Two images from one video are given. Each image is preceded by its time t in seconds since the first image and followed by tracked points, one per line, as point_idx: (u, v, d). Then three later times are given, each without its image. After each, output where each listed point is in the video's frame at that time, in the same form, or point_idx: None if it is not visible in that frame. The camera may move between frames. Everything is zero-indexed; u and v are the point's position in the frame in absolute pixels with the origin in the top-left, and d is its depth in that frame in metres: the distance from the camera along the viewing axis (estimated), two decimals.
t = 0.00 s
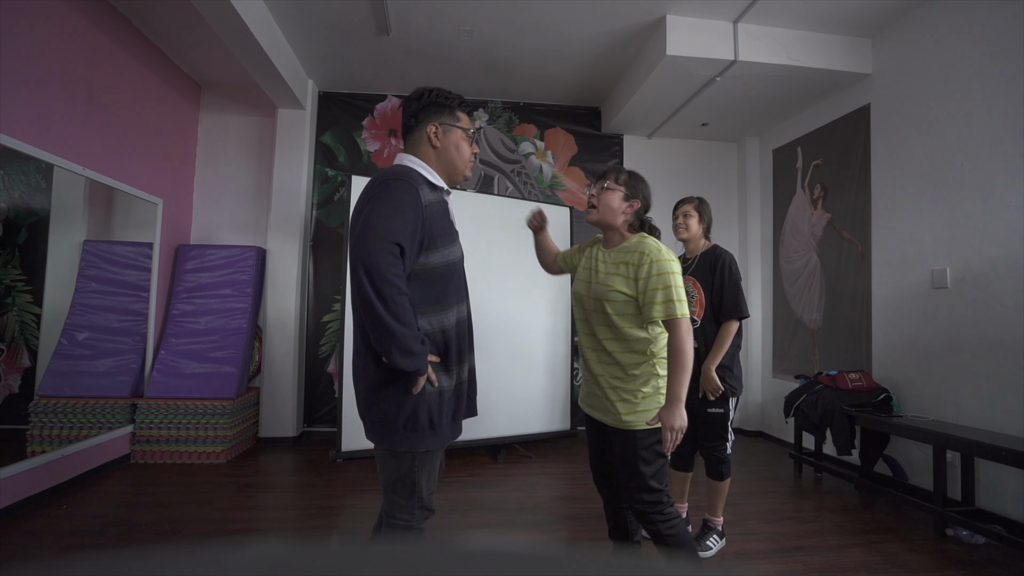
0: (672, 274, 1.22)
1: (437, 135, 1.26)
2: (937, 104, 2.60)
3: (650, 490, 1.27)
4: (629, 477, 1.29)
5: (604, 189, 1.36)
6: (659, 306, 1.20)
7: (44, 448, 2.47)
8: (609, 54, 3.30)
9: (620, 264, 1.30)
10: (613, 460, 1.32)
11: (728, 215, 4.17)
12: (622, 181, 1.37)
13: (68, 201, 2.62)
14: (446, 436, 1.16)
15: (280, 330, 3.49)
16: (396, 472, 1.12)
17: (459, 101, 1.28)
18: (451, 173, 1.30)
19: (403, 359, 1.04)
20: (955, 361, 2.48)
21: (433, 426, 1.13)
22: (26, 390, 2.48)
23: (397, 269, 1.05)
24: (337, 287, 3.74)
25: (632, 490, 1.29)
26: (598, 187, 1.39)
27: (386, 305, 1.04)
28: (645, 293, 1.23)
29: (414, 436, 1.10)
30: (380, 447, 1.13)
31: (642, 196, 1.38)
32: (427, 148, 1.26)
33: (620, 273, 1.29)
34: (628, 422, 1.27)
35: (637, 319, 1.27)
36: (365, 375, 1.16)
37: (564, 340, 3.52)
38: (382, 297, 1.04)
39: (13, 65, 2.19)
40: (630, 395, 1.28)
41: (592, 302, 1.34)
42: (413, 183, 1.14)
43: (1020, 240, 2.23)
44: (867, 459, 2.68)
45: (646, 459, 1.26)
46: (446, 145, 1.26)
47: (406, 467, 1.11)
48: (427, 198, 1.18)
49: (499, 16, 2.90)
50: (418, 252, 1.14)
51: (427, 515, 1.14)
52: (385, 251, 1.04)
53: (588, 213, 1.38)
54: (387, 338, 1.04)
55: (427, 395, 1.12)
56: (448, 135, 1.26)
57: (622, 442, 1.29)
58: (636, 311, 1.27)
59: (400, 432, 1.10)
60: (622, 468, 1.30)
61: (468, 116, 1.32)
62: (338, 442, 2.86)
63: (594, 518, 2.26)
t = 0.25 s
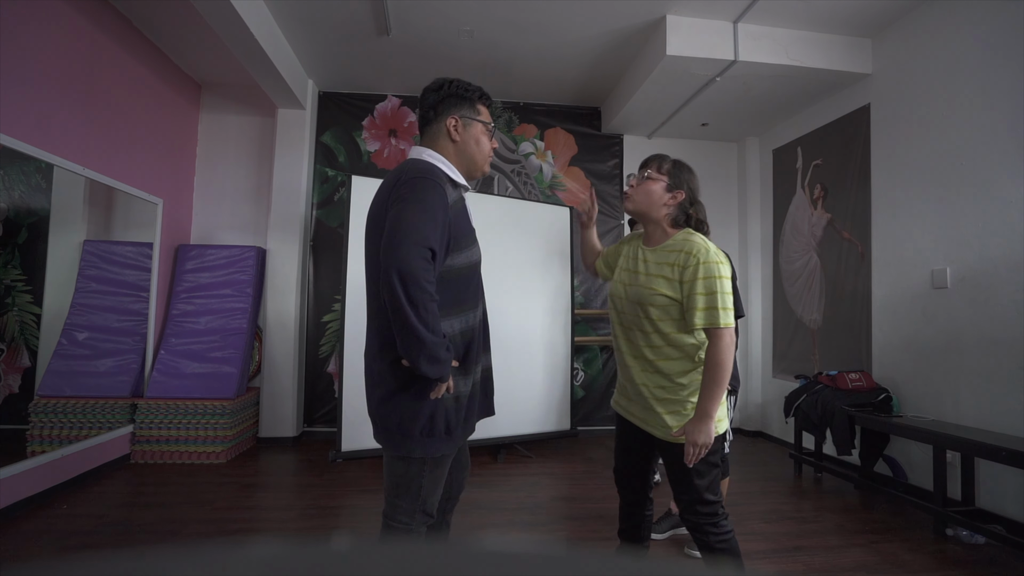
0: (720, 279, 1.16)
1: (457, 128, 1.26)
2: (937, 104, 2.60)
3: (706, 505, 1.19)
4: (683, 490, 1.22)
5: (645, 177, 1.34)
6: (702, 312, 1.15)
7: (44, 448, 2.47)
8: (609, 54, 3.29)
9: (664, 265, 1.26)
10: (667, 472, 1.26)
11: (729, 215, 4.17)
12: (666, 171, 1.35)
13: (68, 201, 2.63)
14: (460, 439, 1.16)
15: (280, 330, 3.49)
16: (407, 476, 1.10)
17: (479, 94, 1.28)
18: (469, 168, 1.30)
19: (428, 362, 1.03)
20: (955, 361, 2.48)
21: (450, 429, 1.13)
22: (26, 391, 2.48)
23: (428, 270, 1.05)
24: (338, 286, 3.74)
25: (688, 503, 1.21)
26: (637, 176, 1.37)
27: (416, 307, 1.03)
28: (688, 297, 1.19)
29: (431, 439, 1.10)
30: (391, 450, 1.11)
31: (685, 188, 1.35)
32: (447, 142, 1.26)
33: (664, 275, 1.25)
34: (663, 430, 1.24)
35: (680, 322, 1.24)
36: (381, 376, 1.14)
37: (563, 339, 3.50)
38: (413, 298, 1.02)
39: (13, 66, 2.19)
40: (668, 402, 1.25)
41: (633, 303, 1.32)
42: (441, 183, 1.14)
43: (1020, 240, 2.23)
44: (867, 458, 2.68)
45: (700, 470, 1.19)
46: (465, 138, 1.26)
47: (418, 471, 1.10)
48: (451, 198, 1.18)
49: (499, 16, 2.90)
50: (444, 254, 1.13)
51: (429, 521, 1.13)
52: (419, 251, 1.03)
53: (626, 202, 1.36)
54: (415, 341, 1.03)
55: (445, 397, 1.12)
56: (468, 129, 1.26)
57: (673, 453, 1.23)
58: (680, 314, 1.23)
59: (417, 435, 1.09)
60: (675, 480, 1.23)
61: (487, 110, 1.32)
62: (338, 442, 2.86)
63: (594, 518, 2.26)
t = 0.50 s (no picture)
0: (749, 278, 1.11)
1: (484, 134, 1.26)
2: (937, 104, 2.61)
3: (733, 515, 1.17)
4: (709, 497, 1.21)
5: (676, 167, 1.34)
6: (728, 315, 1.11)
7: (44, 449, 2.47)
8: (609, 54, 3.29)
9: (693, 263, 1.23)
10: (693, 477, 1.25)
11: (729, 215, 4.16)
12: (698, 159, 1.34)
13: (68, 201, 2.63)
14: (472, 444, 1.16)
15: (280, 330, 3.49)
16: (416, 477, 1.10)
17: (508, 99, 1.28)
18: (496, 172, 1.30)
19: (441, 366, 1.03)
20: (955, 360, 2.48)
21: (462, 433, 1.13)
22: (26, 391, 2.48)
23: (447, 272, 1.04)
24: (338, 286, 3.74)
25: (713, 510, 1.20)
26: (668, 169, 1.37)
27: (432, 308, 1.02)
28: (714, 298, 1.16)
29: (442, 442, 1.10)
30: (402, 449, 1.12)
31: (721, 173, 1.33)
32: (474, 147, 1.26)
33: (694, 274, 1.22)
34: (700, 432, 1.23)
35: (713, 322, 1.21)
36: (397, 376, 1.14)
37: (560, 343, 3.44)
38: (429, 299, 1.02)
39: (13, 66, 2.19)
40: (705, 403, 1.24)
41: (663, 303, 1.30)
42: (463, 185, 1.13)
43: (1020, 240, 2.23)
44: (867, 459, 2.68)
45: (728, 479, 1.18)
46: (492, 143, 1.26)
47: (427, 472, 1.10)
48: (474, 201, 1.17)
49: (499, 16, 2.90)
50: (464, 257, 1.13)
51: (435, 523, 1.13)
52: (438, 252, 1.02)
53: (658, 195, 1.36)
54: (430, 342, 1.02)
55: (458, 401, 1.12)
56: (495, 134, 1.26)
57: (702, 457, 1.22)
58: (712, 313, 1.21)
59: (428, 437, 1.09)
60: (702, 486, 1.22)
61: (515, 116, 1.32)
62: (338, 442, 2.86)
63: (594, 518, 2.26)
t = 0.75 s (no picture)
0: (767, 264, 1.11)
1: (521, 142, 1.27)
2: (937, 104, 2.61)
3: (740, 509, 1.19)
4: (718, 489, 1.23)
5: (696, 160, 1.36)
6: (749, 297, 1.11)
7: (44, 448, 2.47)
8: (609, 54, 3.29)
9: (712, 250, 1.24)
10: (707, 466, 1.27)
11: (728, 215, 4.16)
12: (719, 150, 1.35)
13: (68, 201, 2.63)
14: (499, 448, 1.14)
15: (280, 331, 3.49)
16: (440, 477, 1.11)
17: (543, 111, 1.30)
18: (533, 181, 1.30)
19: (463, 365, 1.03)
20: (955, 360, 2.48)
21: (489, 437, 1.12)
22: (26, 391, 2.48)
23: (473, 272, 1.05)
24: (338, 286, 3.73)
25: (721, 502, 1.22)
26: (688, 161, 1.39)
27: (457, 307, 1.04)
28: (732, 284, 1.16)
29: (468, 443, 1.09)
30: (429, 449, 1.13)
31: (742, 165, 1.35)
32: (511, 155, 1.27)
33: (711, 260, 1.23)
34: (719, 421, 1.22)
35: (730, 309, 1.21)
36: (426, 377, 1.15)
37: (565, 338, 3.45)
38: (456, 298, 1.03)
39: (13, 66, 2.19)
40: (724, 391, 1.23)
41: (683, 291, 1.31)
42: (496, 188, 1.14)
43: (1019, 239, 2.23)
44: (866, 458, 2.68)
45: (738, 471, 1.19)
46: (529, 152, 1.27)
47: (452, 473, 1.10)
48: (508, 205, 1.18)
49: (499, 16, 2.90)
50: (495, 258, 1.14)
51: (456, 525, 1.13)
52: (466, 251, 1.04)
53: (680, 187, 1.38)
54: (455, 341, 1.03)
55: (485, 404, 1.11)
56: (531, 142, 1.27)
57: (714, 447, 1.24)
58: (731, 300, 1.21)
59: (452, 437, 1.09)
60: (713, 476, 1.24)
61: (550, 125, 1.33)
62: (338, 442, 2.86)
63: (594, 518, 2.25)
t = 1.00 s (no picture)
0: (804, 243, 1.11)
1: (569, 150, 1.27)
2: (937, 104, 2.61)
3: (761, 496, 1.20)
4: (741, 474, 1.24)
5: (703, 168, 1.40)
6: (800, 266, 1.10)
7: (44, 448, 2.47)
8: (609, 54, 3.29)
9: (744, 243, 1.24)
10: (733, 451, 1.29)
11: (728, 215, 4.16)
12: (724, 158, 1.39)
13: (68, 201, 2.63)
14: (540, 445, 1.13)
15: (280, 331, 3.49)
16: (482, 475, 1.10)
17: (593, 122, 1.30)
18: (578, 189, 1.30)
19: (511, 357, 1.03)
20: (955, 360, 2.48)
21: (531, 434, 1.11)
22: (26, 391, 2.48)
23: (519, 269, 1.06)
24: (338, 286, 3.73)
25: (743, 488, 1.23)
26: (695, 169, 1.42)
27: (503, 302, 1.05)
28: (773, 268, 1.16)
29: (511, 440, 1.08)
30: (472, 446, 1.12)
31: (748, 169, 1.38)
32: (559, 161, 1.27)
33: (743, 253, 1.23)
34: (753, 412, 1.23)
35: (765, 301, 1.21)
36: (469, 375, 1.14)
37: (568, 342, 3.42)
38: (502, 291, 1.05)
39: (13, 66, 2.19)
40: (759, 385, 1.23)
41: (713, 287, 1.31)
42: (546, 189, 1.16)
43: (1019, 240, 2.23)
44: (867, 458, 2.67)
45: (763, 458, 1.20)
46: (577, 160, 1.27)
47: (494, 470, 1.09)
48: (556, 208, 1.19)
49: (499, 16, 2.90)
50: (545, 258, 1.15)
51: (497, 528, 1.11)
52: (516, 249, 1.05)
53: (689, 195, 1.42)
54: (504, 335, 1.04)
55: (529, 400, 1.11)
56: (580, 150, 1.27)
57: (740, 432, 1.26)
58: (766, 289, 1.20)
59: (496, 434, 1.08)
60: (738, 460, 1.26)
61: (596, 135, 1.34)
62: (338, 442, 2.86)
63: (594, 518, 2.26)
